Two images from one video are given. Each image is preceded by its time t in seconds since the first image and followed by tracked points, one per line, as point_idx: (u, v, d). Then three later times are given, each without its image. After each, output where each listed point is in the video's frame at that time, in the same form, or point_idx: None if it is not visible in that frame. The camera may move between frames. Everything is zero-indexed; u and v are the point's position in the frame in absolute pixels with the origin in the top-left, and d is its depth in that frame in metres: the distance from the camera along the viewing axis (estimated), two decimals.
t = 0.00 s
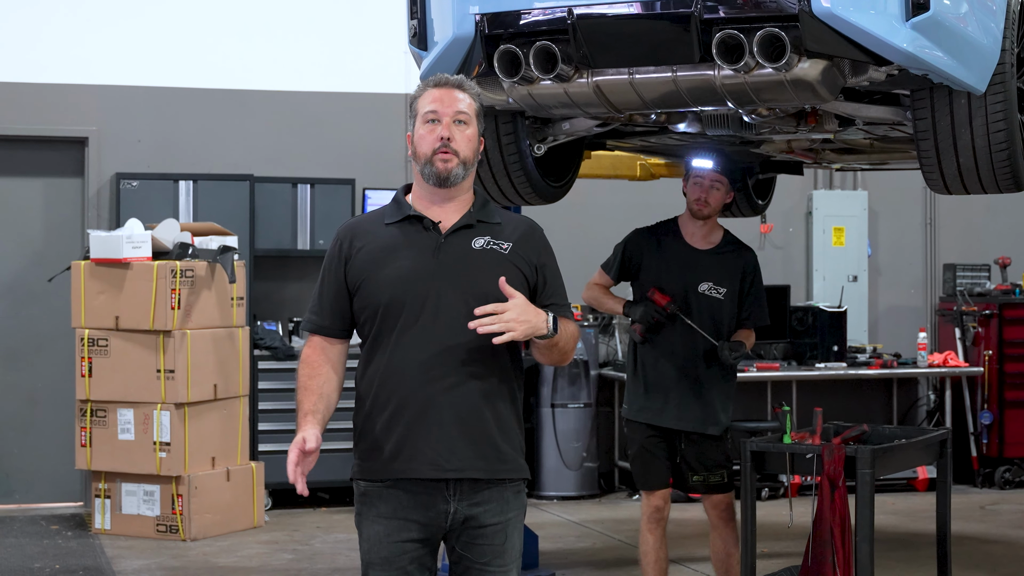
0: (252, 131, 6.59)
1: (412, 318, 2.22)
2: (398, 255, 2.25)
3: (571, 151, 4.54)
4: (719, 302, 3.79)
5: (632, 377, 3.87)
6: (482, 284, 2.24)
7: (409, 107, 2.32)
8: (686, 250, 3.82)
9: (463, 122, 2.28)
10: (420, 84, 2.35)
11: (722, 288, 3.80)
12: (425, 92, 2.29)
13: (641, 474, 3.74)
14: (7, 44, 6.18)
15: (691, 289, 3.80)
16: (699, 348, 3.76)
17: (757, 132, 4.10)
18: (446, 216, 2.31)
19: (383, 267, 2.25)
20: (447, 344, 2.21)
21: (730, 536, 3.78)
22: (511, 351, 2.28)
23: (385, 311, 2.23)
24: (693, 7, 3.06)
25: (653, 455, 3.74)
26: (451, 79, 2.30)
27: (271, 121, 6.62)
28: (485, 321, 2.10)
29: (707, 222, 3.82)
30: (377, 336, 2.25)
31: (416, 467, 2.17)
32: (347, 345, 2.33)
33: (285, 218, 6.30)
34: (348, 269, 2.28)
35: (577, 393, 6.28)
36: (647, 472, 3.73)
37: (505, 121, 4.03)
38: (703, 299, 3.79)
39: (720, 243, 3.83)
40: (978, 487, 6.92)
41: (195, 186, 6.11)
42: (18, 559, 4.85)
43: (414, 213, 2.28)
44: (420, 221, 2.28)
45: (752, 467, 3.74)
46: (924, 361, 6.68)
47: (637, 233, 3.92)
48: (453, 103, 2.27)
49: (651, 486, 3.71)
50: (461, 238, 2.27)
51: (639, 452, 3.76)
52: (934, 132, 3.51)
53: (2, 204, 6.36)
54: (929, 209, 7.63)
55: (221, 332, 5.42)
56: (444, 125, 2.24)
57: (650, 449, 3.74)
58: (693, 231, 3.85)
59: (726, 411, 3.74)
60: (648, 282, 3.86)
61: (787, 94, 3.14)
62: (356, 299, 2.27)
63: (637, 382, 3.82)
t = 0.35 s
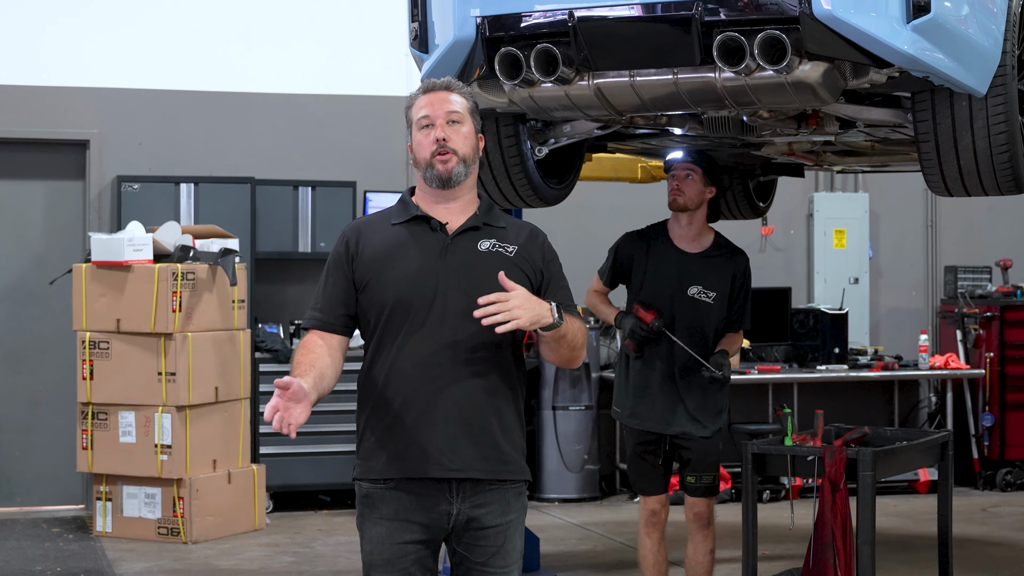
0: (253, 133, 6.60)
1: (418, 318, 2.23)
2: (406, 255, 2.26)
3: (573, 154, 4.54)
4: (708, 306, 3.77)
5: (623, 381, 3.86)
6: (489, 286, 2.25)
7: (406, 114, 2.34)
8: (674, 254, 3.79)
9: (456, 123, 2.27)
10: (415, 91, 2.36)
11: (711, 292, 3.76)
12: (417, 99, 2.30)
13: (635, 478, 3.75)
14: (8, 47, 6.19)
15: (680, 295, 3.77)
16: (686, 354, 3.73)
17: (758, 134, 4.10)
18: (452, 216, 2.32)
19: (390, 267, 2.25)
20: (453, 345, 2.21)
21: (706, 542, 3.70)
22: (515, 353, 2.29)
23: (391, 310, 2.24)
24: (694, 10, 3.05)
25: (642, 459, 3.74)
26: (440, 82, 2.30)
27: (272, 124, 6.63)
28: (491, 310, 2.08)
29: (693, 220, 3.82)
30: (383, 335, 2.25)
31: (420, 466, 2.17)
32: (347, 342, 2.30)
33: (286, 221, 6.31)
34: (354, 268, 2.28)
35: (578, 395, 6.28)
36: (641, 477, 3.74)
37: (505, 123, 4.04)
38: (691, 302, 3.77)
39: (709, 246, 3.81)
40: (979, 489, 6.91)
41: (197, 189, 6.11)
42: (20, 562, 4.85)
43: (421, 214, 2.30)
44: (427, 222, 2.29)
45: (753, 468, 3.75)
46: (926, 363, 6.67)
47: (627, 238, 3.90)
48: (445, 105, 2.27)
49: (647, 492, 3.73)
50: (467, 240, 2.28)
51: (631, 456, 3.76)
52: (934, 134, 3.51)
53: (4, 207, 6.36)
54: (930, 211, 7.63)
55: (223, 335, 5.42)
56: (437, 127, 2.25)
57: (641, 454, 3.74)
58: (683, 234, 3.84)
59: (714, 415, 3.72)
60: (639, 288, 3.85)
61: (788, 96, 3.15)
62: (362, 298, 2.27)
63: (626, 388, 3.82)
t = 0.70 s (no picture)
0: (248, 138, 6.59)
1: (414, 323, 2.21)
2: (400, 259, 2.25)
3: (566, 158, 4.55)
4: (705, 306, 3.75)
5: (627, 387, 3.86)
6: (484, 289, 2.25)
7: (390, 123, 2.34)
8: (666, 259, 3.79)
9: (440, 128, 2.28)
10: (398, 98, 2.36)
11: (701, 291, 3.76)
12: (399, 108, 2.31)
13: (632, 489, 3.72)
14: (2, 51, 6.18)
15: (675, 295, 3.76)
16: (684, 356, 3.71)
17: (752, 138, 4.10)
18: (444, 222, 2.33)
19: (385, 271, 2.24)
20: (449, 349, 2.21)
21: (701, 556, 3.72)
22: (511, 357, 2.28)
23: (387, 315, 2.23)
24: (688, 14, 3.05)
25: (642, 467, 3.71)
26: (422, 88, 2.30)
27: (266, 128, 6.63)
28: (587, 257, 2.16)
29: (675, 220, 3.83)
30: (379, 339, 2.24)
31: (417, 471, 2.17)
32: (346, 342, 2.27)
33: (281, 225, 6.30)
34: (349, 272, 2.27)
35: (573, 400, 6.28)
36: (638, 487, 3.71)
37: (500, 127, 4.00)
38: (688, 304, 3.75)
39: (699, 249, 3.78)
40: (974, 493, 6.90)
41: (191, 194, 6.11)
42: (14, 567, 4.84)
43: (415, 219, 2.29)
44: (421, 227, 2.29)
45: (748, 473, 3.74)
46: (921, 367, 6.67)
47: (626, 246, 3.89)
48: (428, 112, 2.28)
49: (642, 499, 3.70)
50: (461, 245, 2.28)
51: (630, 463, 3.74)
52: (929, 138, 3.50)
53: None
54: (924, 215, 7.63)
55: (217, 339, 5.41)
56: (421, 136, 2.25)
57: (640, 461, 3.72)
58: (669, 236, 3.84)
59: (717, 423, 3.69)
60: (639, 298, 3.83)
61: (782, 100, 3.16)
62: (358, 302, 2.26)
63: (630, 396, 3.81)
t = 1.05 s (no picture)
0: (233, 144, 6.58)
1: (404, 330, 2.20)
2: (390, 266, 2.23)
3: (552, 164, 4.55)
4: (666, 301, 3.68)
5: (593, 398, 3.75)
6: (474, 297, 2.25)
7: (374, 131, 2.33)
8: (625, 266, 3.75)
9: (425, 136, 2.26)
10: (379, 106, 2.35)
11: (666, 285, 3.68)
12: (381, 118, 2.29)
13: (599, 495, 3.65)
14: None
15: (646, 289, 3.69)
16: (654, 350, 3.64)
17: (739, 144, 4.09)
18: (434, 230, 2.32)
19: (374, 278, 2.23)
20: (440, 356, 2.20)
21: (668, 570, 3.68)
22: (499, 364, 2.29)
23: (377, 322, 2.21)
24: (674, 19, 3.04)
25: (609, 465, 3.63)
26: (404, 96, 2.29)
27: (252, 135, 6.62)
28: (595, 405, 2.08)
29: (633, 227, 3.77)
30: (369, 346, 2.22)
31: (410, 479, 2.16)
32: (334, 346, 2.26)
33: (267, 232, 6.30)
34: (336, 278, 2.25)
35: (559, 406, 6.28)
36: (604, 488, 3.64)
37: (486, 134, 4.01)
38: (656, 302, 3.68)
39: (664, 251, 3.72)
40: (960, 498, 6.91)
41: (177, 201, 6.10)
42: None
43: (404, 226, 2.28)
44: (410, 234, 2.27)
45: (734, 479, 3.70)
46: (906, 372, 6.67)
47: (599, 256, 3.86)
48: (412, 120, 2.27)
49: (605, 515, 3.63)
50: (450, 251, 2.27)
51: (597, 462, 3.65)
52: (914, 143, 3.50)
53: None
54: (909, 220, 7.65)
55: (202, 346, 5.41)
56: (407, 145, 2.24)
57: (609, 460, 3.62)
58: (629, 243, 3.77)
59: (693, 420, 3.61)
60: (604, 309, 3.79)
61: (769, 106, 3.14)
62: (346, 309, 2.24)
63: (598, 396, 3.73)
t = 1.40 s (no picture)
0: (210, 127, 6.58)
1: (375, 313, 2.19)
2: (363, 248, 2.23)
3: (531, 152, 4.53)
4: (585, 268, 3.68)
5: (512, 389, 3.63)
6: (448, 281, 2.23)
7: (360, 110, 2.32)
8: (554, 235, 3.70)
9: (415, 121, 2.26)
10: (368, 86, 2.34)
11: (579, 249, 3.69)
12: (371, 99, 2.28)
13: (532, 487, 3.52)
14: None
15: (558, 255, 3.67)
16: (575, 324, 3.63)
17: (716, 135, 4.08)
18: (409, 213, 2.31)
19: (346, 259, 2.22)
20: (411, 340, 2.19)
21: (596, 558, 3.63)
22: (471, 348, 2.28)
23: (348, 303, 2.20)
24: (652, 9, 2.99)
25: (536, 452, 3.52)
26: (397, 78, 2.29)
27: (228, 118, 6.61)
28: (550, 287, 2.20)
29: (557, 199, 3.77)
30: (340, 328, 2.21)
31: (377, 462, 2.15)
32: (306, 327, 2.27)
33: (244, 216, 6.30)
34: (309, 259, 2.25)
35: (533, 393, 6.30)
36: (537, 478, 3.52)
37: (463, 119, 4.01)
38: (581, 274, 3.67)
39: (580, 224, 3.75)
40: (929, 488, 6.98)
41: (153, 183, 6.12)
42: None
43: (380, 209, 2.28)
44: (386, 217, 2.27)
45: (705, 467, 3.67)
46: (878, 363, 6.73)
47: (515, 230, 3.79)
48: (403, 104, 2.26)
49: (543, 510, 3.50)
50: (426, 236, 2.26)
51: (522, 451, 3.54)
52: (889, 135, 3.48)
53: None
54: (883, 213, 7.70)
55: (178, 328, 5.42)
56: (398, 129, 2.23)
57: (535, 444, 3.53)
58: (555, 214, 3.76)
59: (607, 382, 3.61)
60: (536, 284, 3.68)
61: (745, 96, 3.11)
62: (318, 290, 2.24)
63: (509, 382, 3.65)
